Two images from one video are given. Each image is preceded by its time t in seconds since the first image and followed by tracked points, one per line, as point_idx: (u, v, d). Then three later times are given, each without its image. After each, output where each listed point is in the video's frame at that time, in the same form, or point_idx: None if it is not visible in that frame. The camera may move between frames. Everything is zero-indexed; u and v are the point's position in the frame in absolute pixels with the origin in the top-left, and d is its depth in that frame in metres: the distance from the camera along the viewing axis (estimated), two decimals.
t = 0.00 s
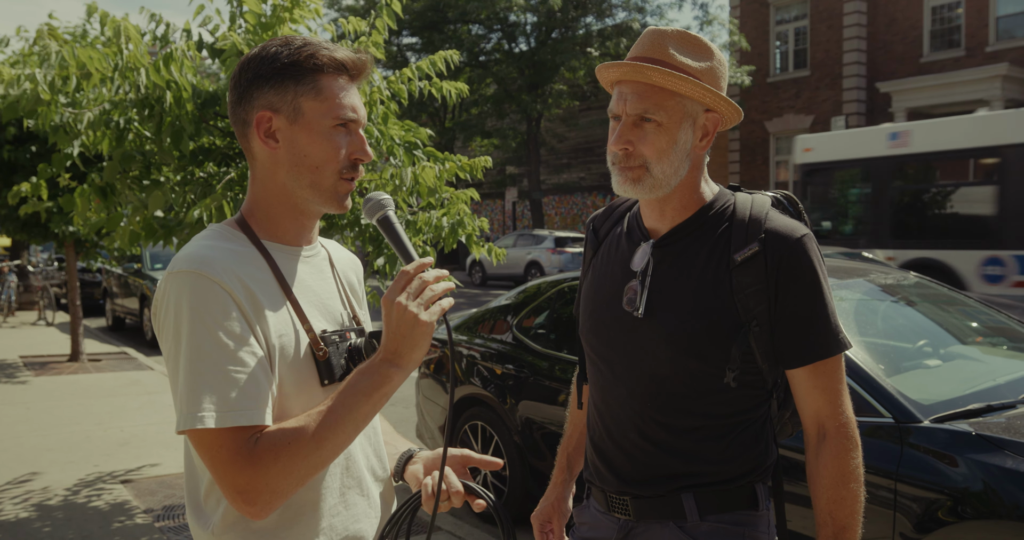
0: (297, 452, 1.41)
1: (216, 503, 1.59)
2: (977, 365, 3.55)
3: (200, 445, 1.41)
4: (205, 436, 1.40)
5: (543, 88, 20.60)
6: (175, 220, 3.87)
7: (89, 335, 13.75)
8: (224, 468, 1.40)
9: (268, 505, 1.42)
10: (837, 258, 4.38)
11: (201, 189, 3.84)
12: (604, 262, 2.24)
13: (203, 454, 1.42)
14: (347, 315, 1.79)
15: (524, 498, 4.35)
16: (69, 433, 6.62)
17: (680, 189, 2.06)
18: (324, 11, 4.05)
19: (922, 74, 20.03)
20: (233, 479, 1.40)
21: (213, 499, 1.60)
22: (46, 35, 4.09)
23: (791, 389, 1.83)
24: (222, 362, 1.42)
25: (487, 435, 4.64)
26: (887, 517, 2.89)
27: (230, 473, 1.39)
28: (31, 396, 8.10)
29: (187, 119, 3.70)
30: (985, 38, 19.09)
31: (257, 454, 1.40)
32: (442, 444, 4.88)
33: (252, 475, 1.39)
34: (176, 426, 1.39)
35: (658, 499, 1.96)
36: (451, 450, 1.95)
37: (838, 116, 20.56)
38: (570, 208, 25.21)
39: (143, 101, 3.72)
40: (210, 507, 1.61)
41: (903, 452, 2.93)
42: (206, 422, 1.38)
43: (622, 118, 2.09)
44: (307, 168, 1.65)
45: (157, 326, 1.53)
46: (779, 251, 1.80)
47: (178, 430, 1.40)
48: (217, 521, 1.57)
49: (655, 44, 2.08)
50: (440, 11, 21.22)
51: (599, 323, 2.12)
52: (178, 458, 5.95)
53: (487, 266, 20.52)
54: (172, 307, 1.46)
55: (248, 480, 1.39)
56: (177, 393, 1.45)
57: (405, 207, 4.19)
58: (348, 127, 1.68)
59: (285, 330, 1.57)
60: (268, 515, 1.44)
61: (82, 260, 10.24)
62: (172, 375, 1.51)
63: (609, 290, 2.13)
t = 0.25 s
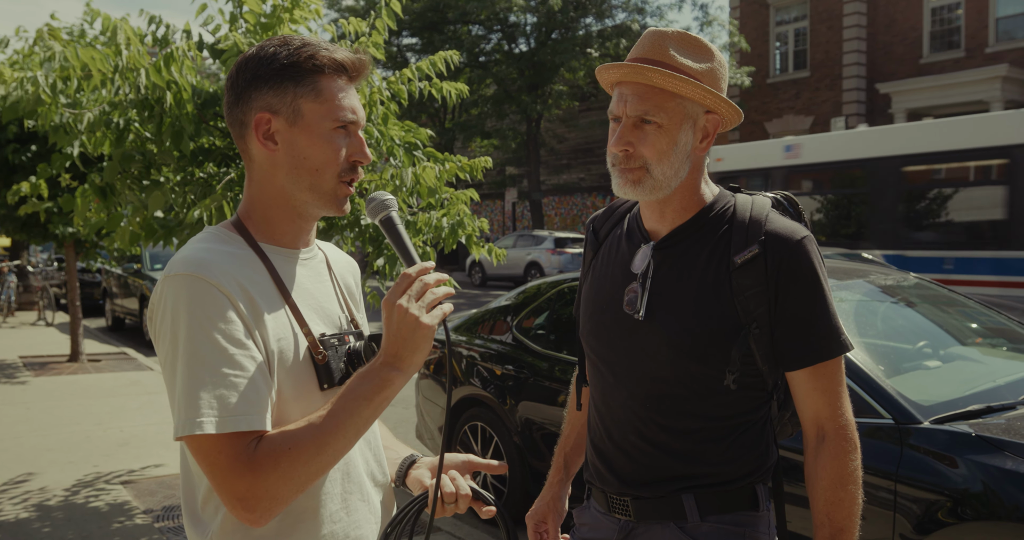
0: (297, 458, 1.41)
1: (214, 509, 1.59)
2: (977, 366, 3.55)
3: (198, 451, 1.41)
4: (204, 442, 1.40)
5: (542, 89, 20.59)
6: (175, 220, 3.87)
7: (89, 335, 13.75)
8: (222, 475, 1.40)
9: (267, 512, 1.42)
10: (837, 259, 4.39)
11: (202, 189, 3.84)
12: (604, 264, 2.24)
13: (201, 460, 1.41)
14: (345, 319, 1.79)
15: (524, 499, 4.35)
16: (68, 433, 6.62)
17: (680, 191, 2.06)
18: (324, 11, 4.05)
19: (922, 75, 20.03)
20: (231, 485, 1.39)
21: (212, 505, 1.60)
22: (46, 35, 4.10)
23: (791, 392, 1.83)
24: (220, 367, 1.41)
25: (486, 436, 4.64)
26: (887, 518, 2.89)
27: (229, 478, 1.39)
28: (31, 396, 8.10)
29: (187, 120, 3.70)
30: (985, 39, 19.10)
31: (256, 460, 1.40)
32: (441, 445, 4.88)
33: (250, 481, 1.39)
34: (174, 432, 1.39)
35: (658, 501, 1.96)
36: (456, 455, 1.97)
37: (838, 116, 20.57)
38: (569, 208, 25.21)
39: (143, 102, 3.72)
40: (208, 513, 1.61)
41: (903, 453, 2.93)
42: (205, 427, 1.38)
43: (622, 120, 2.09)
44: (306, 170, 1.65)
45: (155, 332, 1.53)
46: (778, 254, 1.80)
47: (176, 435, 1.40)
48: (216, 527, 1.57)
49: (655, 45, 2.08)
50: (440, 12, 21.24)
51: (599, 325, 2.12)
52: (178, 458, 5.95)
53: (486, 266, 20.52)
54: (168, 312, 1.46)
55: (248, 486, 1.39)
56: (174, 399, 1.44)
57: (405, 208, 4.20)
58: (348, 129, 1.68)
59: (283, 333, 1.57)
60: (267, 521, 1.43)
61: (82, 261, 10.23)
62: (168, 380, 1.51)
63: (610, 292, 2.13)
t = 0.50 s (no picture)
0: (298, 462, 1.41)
1: (214, 514, 1.59)
2: (980, 367, 3.54)
3: (197, 456, 1.40)
4: (203, 448, 1.39)
5: (544, 89, 20.58)
6: (178, 220, 3.87)
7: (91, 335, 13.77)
8: (223, 482, 1.39)
9: (269, 517, 1.42)
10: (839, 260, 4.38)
11: (204, 189, 3.84)
12: (606, 265, 2.24)
13: (200, 465, 1.40)
14: (341, 318, 1.80)
15: (526, 499, 4.36)
16: (70, 433, 6.63)
17: (682, 192, 2.06)
18: (326, 12, 4.05)
19: (924, 75, 19.98)
20: (233, 489, 1.39)
21: (212, 511, 1.59)
22: (49, 34, 4.10)
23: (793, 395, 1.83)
24: (221, 370, 1.41)
25: (488, 436, 4.64)
26: (889, 519, 2.88)
27: (230, 482, 1.39)
28: (33, 396, 8.11)
29: (189, 120, 3.70)
30: (988, 39, 19.06)
31: (258, 465, 1.40)
32: (443, 445, 4.88)
33: (253, 486, 1.39)
34: (174, 436, 1.39)
35: (659, 502, 1.96)
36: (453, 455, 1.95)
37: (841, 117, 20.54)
38: (571, 209, 25.20)
39: (146, 103, 3.72)
40: (208, 518, 1.60)
41: (905, 455, 2.93)
42: (206, 432, 1.38)
43: (625, 120, 2.09)
44: (312, 167, 1.66)
45: (150, 334, 1.52)
46: (781, 256, 1.79)
47: (176, 440, 1.39)
48: (217, 531, 1.57)
49: (659, 46, 2.07)
50: (442, 12, 21.26)
51: (601, 326, 2.13)
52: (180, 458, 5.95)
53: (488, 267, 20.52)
54: (166, 315, 1.45)
55: (250, 490, 1.39)
56: (173, 402, 1.44)
57: (406, 208, 4.20)
58: (351, 128, 1.69)
59: (284, 333, 1.57)
60: (269, 526, 1.43)
61: (84, 260, 10.24)
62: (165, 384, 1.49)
63: (612, 294, 2.13)
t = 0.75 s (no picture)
0: (308, 460, 1.41)
1: (220, 515, 1.57)
2: (983, 368, 3.53)
3: (205, 454, 1.40)
4: (215, 445, 1.39)
5: (547, 89, 20.57)
6: (182, 221, 3.88)
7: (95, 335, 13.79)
8: (234, 481, 1.38)
9: (279, 514, 1.41)
10: (842, 261, 4.37)
11: (208, 189, 3.84)
12: (609, 266, 2.24)
13: (209, 463, 1.40)
14: (342, 317, 1.80)
15: (528, 499, 4.36)
16: (74, 433, 6.64)
17: (686, 193, 2.06)
18: (329, 12, 4.05)
19: (928, 76, 19.95)
20: (242, 488, 1.38)
21: (214, 513, 1.58)
22: (53, 36, 4.11)
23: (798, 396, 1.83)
24: (232, 366, 1.41)
25: (491, 437, 4.64)
26: (893, 521, 2.88)
27: (240, 481, 1.38)
28: (37, 395, 8.13)
29: (193, 121, 3.71)
30: (991, 40, 19.03)
31: (270, 462, 1.40)
32: (445, 446, 4.88)
33: (265, 483, 1.39)
34: (185, 433, 1.38)
35: (663, 502, 1.95)
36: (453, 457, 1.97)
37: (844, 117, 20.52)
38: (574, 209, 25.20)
39: (150, 103, 3.72)
40: (212, 519, 1.59)
41: (909, 455, 2.93)
42: (219, 429, 1.38)
43: (629, 121, 2.08)
44: (320, 163, 1.66)
45: (154, 331, 1.50)
46: (785, 257, 1.79)
47: (186, 436, 1.39)
48: (222, 531, 1.56)
49: (662, 47, 2.08)
50: (445, 12, 21.28)
51: (605, 327, 2.12)
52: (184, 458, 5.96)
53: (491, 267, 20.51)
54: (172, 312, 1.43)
55: (260, 488, 1.38)
56: (181, 400, 1.43)
57: (409, 208, 4.20)
58: (357, 125, 1.70)
59: (291, 332, 1.58)
60: (278, 524, 1.43)
61: (88, 261, 10.26)
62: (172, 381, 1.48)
63: (616, 295, 2.13)
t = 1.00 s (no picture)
0: (321, 453, 1.41)
1: (227, 510, 1.56)
2: (986, 368, 3.52)
3: (219, 447, 1.39)
4: (228, 439, 1.38)
5: (549, 90, 20.60)
6: (185, 221, 3.88)
7: (98, 335, 13.83)
8: (248, 474, 1.38)
9: (292, 507, 1.41)
10: (846, 261, 4.36)
11: (211, 189, 3.84)
12: (612, 266, 2.24)
13: (224, 457, 1.39)
14: (347, 318, 1.81)
15: (531, 499, 4.36)
16: (77, 433, 6.65)
17: (691, 192, 2.05)
18: (331, 12, 4.05)
19: (931, 76, 19.93)
20: (255, 481, 1.38)
21: (220, 510, 1.58)
22: (56, 36, 4.12)
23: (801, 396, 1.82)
24: (247, 361, 1.41)
25: (493, 437, 4.64)
26: (896, 521, 2.87)
27: (253, 475, 1.38)
28: (40, 395, 8.15)
29: (197, 121, 3.71)
30: (995, 40, 19.00)
31: (284, 455, 1.40)
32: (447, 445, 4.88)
33: (279, 476, 1.39)
34: (201, 426, 1.38)
35: (668, 501, 1.95)
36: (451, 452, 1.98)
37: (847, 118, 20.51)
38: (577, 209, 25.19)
39: (153, 103, 3.73)
40: (219, 516, 1.58)
41: (912, 456, 2.92)
42: (233, 422, 1.37)
43: (632, 123, 2.08)
44: (329, 166, 1.66)
45: (168, 327, 1.49)
46: (789, 257, 1.79)
47: (202, 428, 1.39)
48: (229, 527, 1.55)
49: (666, 47, 2.07)
50: (448, 12, 21.30)
51: (608, 326, 2.12)
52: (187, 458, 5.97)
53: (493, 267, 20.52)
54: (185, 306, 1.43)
55: (273, 482, 1.38)
56: (194, 394, 1.43)
57: (413, 208, 4.20)
58: (366, 127, 1.70)
59: (301, 329, 1.58)
60: (290, 518, 1.43)
61: (91, 260, 10.28)
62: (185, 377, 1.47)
63: (619, 295, 2.13)
